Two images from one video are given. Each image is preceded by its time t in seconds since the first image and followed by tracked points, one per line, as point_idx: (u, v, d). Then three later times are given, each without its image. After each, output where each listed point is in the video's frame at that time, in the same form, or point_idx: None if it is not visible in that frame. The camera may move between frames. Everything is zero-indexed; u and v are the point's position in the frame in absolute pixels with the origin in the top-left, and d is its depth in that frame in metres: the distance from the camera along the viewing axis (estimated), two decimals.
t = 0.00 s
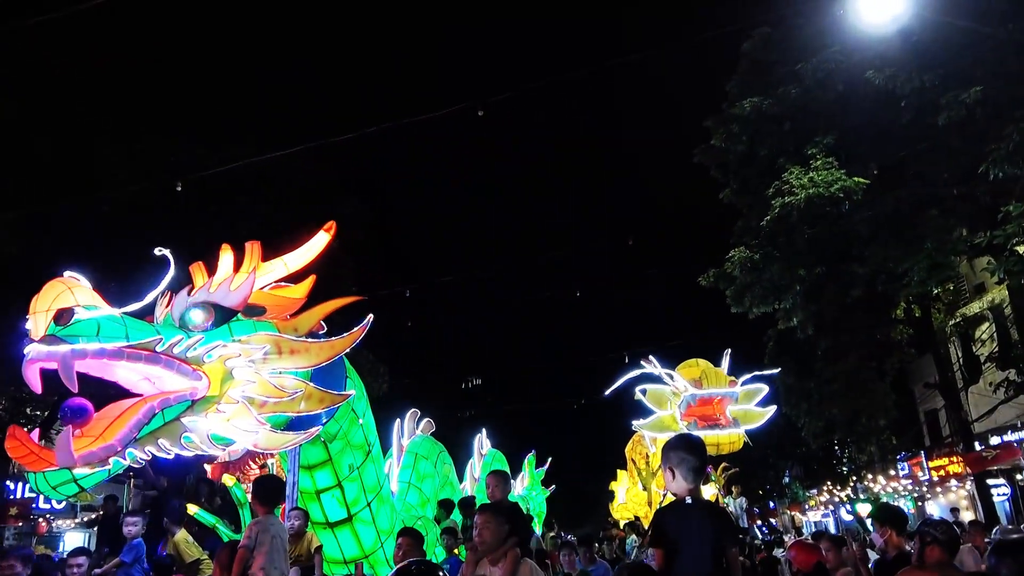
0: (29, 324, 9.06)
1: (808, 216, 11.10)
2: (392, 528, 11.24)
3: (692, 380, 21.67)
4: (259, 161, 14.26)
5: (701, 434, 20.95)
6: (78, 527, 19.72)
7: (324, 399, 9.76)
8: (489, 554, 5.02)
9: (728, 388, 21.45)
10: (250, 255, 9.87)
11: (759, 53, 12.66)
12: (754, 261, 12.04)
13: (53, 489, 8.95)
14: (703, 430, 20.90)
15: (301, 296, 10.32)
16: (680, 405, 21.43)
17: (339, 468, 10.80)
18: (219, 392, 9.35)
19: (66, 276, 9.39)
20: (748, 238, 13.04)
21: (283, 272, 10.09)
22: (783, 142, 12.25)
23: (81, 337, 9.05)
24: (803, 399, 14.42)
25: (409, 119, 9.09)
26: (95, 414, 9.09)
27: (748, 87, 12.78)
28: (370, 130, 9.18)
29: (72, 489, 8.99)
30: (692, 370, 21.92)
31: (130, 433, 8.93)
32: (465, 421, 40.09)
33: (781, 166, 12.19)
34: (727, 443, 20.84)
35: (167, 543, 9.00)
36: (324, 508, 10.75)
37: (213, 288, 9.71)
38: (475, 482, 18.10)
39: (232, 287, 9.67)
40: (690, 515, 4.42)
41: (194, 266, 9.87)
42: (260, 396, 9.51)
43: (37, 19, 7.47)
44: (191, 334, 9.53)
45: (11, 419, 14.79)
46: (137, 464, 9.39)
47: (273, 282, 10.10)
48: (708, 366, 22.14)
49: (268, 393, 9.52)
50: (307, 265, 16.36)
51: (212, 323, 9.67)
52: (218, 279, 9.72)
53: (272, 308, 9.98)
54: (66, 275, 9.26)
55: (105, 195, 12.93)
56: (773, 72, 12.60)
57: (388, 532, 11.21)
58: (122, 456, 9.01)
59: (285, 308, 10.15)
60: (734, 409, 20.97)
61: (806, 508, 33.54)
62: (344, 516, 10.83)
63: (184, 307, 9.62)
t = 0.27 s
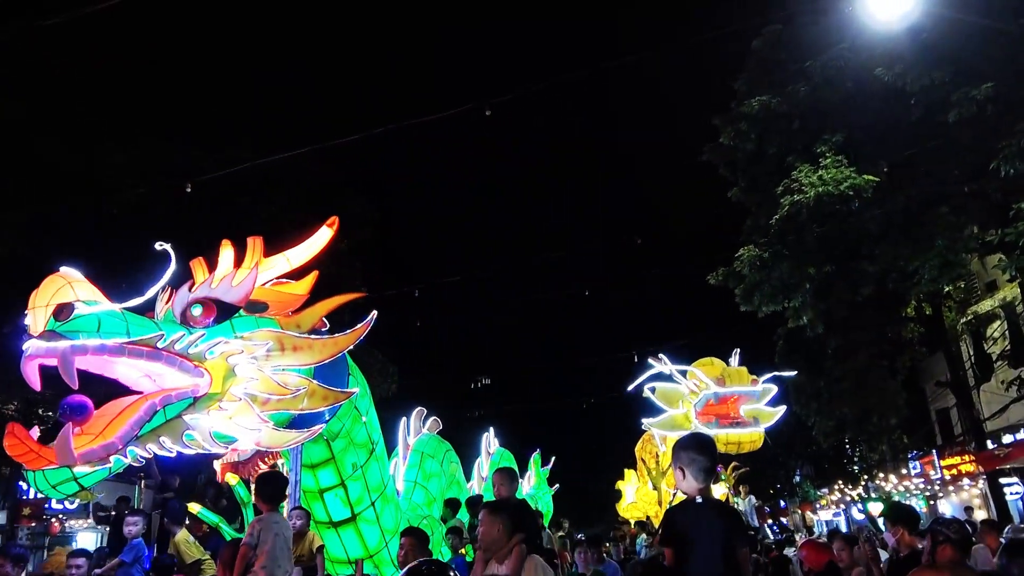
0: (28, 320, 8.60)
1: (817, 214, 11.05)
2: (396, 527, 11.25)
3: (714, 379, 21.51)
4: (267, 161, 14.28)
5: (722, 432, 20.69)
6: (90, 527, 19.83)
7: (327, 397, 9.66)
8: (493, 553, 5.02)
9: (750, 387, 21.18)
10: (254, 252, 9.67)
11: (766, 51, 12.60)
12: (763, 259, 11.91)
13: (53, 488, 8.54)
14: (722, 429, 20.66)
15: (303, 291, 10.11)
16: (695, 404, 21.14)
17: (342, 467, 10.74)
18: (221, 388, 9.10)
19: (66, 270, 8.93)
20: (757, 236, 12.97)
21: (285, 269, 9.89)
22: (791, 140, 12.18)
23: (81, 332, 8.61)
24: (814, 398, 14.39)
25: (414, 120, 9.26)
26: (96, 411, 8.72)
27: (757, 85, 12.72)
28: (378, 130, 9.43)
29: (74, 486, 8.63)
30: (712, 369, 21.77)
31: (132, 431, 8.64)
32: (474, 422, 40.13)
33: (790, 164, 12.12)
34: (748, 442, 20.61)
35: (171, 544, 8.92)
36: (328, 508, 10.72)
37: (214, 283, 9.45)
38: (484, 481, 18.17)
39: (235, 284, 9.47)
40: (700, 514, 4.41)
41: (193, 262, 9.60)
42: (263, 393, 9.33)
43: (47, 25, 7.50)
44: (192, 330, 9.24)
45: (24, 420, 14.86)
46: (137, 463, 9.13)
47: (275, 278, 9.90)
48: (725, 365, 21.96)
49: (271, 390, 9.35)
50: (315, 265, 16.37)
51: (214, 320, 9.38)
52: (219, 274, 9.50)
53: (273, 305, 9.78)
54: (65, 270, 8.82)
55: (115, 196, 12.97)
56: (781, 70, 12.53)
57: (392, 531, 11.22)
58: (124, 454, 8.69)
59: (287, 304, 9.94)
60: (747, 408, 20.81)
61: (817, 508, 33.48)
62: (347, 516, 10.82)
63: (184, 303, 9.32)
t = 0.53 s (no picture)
0: (26, 316, 7.93)
1: (828, 212, 11.01)
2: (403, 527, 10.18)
3: (737, 376, 21.30)
4: (277, 162, 14.31)
5: (743, 430, 20.63)
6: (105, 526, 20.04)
7: (330, 394, 8.86)
8: (501, 552, 5.01)
9: (771, 385, 21.09)
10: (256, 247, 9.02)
11: (776, 48, 12.56)
12: (774, 257, 11.78)
13: (50, 486, 7.85)
14: (744, 427, 20.62)
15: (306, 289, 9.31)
16: (712, 402, 21.04)
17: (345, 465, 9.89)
18: (222, 385, 8.37)
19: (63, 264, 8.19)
20: (768, 234, 12.93)
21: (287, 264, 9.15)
22: (801, 137, 12.11)
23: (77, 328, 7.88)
24: (825, 396, 14.32)
25: (424, 120, 9.26)
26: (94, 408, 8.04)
27: (767, 82, 12.66)
28: (388, 130, 9.44)
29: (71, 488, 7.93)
30: (734, 367, 21.52)
31: (131, 429, 7.93)
32: (485, 422, 40.20)
33: (801, 161, 12.07)
34: (770, 441, 20.51)
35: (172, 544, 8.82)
36: (331, 508, 9.76)
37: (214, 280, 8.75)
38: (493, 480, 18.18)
39: (236, 278, 8.76)
40: (710, 513, 4.39)
41: (195, 257, 8.94)
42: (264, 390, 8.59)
43: (58, 28, 7.55)
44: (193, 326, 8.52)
45: (38, 421, 14.97)
46: (137, 463, 8.54)
47: (277, 274, 9.12)
48: (737, 362, 21.72)
49: (273, 387, 8.60)
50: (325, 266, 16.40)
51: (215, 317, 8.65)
52: (220, 270, 8.82)
53: (275, 301, 8.98)
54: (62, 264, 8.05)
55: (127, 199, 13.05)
56: (791, 67, 12.46)
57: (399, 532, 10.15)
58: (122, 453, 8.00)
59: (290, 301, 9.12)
60: (761, 407, 20.85)
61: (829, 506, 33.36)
62: (350, 515, 9.84)
63: (184, 299, 8.61)
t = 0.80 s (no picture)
0: (12, 308, 7.62)
1: (829, 211, 11.00)
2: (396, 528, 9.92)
3: (744, 374, 21.34)
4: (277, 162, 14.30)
5: (752, 429, 20.68)
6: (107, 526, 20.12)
7: (324, 391, 8.73)
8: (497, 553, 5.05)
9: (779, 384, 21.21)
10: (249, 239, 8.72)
11: (776, 48, 12.55)
12: (774, 256, 11.76)
13: (38, 485, 7.57)
14: (754, 426, 20.66)
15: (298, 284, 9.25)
16: (717, 401, 21.04)
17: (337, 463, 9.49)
18: (212, 381, 8.09)
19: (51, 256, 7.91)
20: (768, 233, 12.91)
21: (280, 259, 9.01)
22: (802, 136, 12.09)
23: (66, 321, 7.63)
24: (826, 395, 14.32)
25: (424, 120, 9.27)
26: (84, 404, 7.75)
27: (767, 81, 12.64)
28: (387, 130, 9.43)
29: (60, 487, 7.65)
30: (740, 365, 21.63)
31: (121, 426, 7.65)
32: (485, 422, 40.22)
33: (801, 161, 12.05)
34: (777, 439, 20.61)
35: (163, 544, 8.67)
36: (323, 508, 9.39)
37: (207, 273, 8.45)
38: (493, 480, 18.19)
39: (229, 272, 8.45)
40: (713, 512, 4.39)
41: (184, 251, 8.68)
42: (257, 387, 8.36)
43: (58, 28, 7.51)
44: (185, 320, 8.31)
45: (38, 421, 14.98)
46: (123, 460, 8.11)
47: (270, 268, 9.00)
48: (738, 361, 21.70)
49: (265, 384, 8.38)
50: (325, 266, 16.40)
51: (206, 312, 8.42)
52: (212, 263, 8.53)
53: (268, 295, 8.88)
54: (51, 254, 7.77)
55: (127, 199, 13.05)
56: (792, 66, 12.45)
57: (392, 532, 9.90)
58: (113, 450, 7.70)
59: (283, 295, 9.04)
60: (765, 406, 20.95)
61: (830, 505, 33.37)
62: (343, 515, 9.48)
63: (175, 293, 8.38)
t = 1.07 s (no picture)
0: (8, 296, 7.66)
1: (829, 211, 10.99)
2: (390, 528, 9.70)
3: (744, 374, 21.27)
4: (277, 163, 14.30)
5: (751, 429, 20.64)
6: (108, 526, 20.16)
7: (322, 389, 8.51)
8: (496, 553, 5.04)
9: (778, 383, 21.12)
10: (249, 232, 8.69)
11: (776, 47, 12.55)
12: (774, 256, 11.75)
13: (35, 481, 7.40)
14: (753, 425, 20.62)
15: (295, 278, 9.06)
16: (718, 400, 21.05)
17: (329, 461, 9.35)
18: (212, 376, 8.08)
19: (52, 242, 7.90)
20: (768, 233, 12.90)
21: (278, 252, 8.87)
22: (802, 136, 12.09)
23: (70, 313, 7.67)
24: (827, 394, 14.32)
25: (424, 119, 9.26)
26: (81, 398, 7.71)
27: (767, 81, 12.64)
28: (387, 130, 9.42)
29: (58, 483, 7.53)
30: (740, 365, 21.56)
31: (122, 420, 7.64)
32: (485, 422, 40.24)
33: (801, 160, 12.04)
34: (777, 438, 20.54)
35: (149, 544, 8.43)
36: (313, 507, 9.25)
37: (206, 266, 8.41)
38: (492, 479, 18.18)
39: (228, 265, 8.40)
40: (716, 512, 4.39)
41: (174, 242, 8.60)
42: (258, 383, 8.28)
43: (57, 29, 7.50)
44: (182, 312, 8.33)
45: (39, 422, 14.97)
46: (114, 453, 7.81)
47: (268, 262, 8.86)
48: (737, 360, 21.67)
49: (266, 380, 8.27)
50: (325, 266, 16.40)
51: (204, 305, 8.44)
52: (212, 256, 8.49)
53: (266, 290, 8.80)
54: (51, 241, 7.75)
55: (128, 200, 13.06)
56: (792, 66, 12.45)
57: (387, 532, 9.67)
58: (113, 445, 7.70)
59: (280, 290, 8.89)
60: (765, 406, 20.87)
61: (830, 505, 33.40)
62: (334, 514, 9.30)
63: (173, 284, 8.37)
